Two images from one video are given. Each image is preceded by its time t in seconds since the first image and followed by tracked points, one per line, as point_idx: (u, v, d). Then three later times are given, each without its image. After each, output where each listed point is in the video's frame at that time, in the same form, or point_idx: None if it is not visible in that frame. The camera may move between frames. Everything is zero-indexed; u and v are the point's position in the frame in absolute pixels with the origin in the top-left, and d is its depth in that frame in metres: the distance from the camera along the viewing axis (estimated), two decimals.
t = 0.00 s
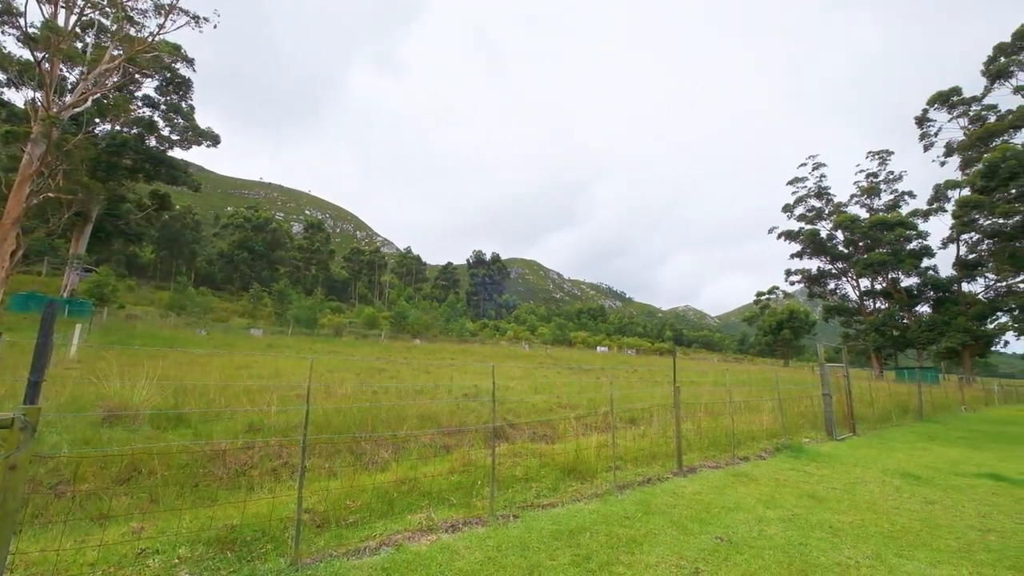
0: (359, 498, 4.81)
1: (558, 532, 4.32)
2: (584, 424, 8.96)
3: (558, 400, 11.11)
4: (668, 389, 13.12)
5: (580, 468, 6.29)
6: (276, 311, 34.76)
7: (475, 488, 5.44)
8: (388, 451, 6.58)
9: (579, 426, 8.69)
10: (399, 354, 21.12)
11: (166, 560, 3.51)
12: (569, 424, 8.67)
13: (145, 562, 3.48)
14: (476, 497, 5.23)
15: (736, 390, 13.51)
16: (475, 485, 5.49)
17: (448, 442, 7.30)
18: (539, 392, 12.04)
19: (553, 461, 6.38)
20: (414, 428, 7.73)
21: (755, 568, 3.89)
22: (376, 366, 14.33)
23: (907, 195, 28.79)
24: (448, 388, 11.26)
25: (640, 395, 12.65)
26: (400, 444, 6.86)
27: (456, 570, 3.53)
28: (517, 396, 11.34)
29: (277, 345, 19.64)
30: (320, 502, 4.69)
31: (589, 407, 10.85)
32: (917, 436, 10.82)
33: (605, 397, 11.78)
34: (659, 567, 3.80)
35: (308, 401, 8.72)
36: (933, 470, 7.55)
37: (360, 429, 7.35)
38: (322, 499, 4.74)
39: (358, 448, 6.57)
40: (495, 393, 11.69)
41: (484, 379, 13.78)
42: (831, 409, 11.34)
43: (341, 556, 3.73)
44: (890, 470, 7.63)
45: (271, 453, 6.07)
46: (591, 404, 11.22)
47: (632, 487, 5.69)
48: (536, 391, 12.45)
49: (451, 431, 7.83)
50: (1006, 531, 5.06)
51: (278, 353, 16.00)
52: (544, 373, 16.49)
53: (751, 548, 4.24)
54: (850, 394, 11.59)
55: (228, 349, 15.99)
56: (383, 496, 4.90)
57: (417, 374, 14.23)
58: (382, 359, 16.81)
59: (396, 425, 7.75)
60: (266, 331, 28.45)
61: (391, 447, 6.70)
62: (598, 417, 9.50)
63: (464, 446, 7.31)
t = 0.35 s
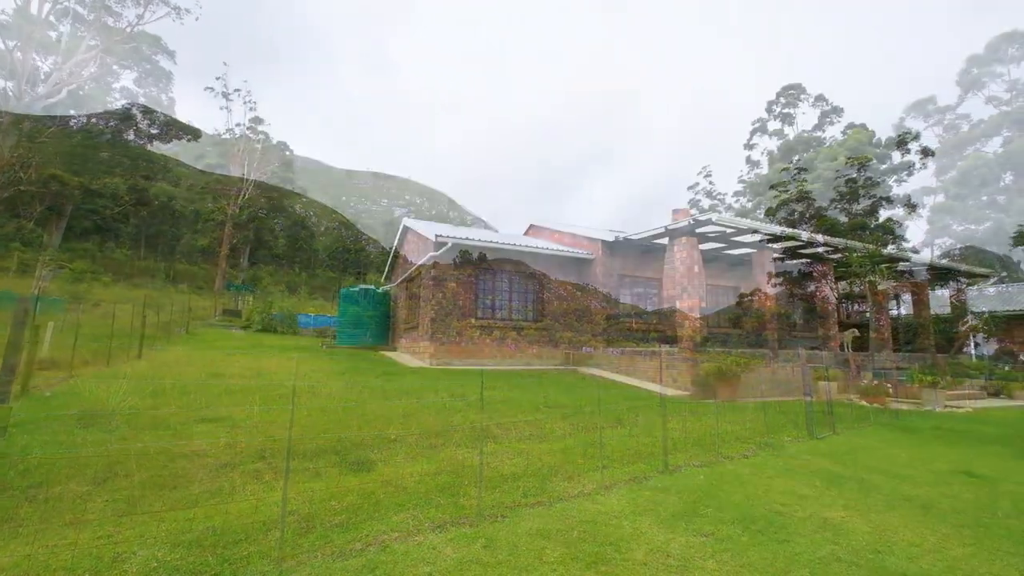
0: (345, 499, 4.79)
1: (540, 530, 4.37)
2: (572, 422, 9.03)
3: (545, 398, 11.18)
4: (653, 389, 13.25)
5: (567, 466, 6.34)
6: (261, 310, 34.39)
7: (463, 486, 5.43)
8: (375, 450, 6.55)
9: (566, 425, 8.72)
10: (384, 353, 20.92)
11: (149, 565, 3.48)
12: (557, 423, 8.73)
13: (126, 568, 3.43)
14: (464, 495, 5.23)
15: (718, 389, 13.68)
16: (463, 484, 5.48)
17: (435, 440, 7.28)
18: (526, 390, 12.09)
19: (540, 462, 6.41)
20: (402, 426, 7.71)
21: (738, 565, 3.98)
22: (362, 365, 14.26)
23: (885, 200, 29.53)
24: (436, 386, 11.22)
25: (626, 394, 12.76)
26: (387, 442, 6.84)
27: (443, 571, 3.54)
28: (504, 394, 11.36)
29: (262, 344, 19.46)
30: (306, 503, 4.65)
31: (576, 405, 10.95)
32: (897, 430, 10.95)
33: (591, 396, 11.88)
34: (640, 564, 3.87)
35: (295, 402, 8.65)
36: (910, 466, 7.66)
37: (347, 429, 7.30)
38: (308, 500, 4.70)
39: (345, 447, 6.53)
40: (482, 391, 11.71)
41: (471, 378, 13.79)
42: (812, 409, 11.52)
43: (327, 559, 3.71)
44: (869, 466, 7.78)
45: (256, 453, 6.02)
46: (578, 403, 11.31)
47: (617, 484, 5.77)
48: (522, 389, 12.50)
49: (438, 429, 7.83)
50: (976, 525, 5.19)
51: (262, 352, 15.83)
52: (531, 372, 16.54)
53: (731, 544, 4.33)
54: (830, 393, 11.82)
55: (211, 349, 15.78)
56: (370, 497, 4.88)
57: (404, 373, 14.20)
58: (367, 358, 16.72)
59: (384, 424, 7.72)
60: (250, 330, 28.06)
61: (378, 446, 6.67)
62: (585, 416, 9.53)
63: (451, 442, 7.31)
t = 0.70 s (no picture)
0: (330, 501, 4.74)
1: (523, 529, 4.42)
2: (556, 420, 9.08)
3: (532, 396, 11.21)
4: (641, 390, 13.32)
5: (551, 463, 6.38)
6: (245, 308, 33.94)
7: (446, 483, 5.42)
8: (361, 448, 6.49)
9: (553, 423, 8.76)
10: (371, 352, 20.81)
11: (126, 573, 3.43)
12: (543, 421, 8.75)
13: None
14: (449, 491, 5.24)
15: (702, 388, 13.83)
16: (447, 482, 5.46)
17: (421, 437, 7.21)
18: (513, 390, 12.07)
19: (525, 461, 6.44)
20: (387, 425, 7.66)
21: (720, 563, 4.06)
22: (347, 365, 14.15)
23: (863, 204, 30.51)
24: (423, 387, 11.17)
25: (611, 394, 12.84)
26: (373, 441, 6.81)
27: None
28: (491, 393, 11.35)
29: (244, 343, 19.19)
30: (290, 506, 4.61)
31: (562, 402, 10.99)
32: (873, 425, 11.20)
33: (578, 394, 11.94)
34: (622, 564, 3.94)
35: (279, 403, 8.59)
36: (884, 461, 7.85)
37: (332, 429, 7.26)
38: (291, 504, 4.66)
39: (329, 446, 6.47)
40: (468, 389, 11.66)
41: (457, 378, 13.73)
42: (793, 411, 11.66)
43: (308, 563, 3.68)
44: (845, 458, 7.96)
45: (238, 454, 5.94)
46: (565, 400, 11.36)
47: (600, 481, 5.85)
48: (509, 388, 12.48)
49: (424, 428, 7.75)
50: (947, 520, 5.32)
51: (246, 351, 15.60)
52: (517, 370, 16.56)
53: (712, 541, 4.42)
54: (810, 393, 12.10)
55: (193, 349, 15.55)
56: (354, 498, 4.85)
57: (390, 372, 14.11)
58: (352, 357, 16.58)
59: (369, 424, 7.67)
60: (233, 329, 27.71)
61: (365, 444, 6.62)
62: (569, 414, 9.59)
63: (439, 438, 7.24)
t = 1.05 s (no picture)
0: (311, 503, 4.70)
1: (506, 529, 4.41)
2: (541, 420, 9.08)
3: (517, 396, 11.22)
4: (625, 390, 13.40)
5: (535, 464, 6.38)
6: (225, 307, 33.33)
7: (428, 484, 5.39)
8: (344, 449, 6.42)
9: (538, 423, 8.76)
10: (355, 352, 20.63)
11: None
12: (528, 422, 8.75)
13: None
14: (432, 491, 5.22)
15: (685, 387, 14.00)
16: (430, 482, 5.43)
17: (404, 438, 7.15)
18: (498, 390, 12.06)
19: (509, 461, 6.44)
20: (371, 426, 7.59)
21: (699, 560, 4.12)
22: (330, 366, 14.00)
23: (843, 208, 31.14)
24: (407, 387, 11.09)
25: (596, 393, 12.90)
26: (355, 442, 6.74)
27: None
28: (475, 393, 11.31)
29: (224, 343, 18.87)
30: (269, 507, 4.55)
31: (546, 403, 11.00)
32: (850, 423, 11.42)
33: (562, 394, 11.98)
34: (605, 562, 3.96)
35: (260, 404, 8.47)
36: (860, 459, 8.01)
37: (314, 430, 7.17)
38: (271, 505, 4.60)
39: (310, 446, 6.38)
40: (453, 389, 11.61)
41: (441, 378, 13.66)
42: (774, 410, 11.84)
43: (288, 564, 3.65)
44: (823, 456, 8.10)
45: (217, 455, 5.84)
46: (550, 400, 11.39)
47: (584, 481, 5.87)
48: (494, 388, 12.45)
49: (408, 429, 7.69)
50: (919, 515, 5.46)
51: (226, 351, 15.33)
52: (502, 370, 16.55)
53: (693, 538, 4.47)
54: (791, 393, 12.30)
55: (171, 348, 15.24)
56: (335, 500, 4.80)
57: (373, 372, 13.98)
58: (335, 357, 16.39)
59: (352, 425, 7.59)
60: (214, 328, 27.23)
61: (347, 445, 6.56)
62: (554, 414, 9.60)
63: (423, 439, 7.19)
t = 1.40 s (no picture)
0: (289, 504, 4.64)
1: (487, 529, 4.41)
2: (525, 421, 9.08)
3: (501, 397, 11.20)
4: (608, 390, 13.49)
5: (518, 463, 6.38)
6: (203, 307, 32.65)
7: (409, 484, 5.36)
8: (324, 450, 6.34)
9: (522, 424, 8.75)
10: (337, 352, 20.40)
11: None
12: (512, 422, 8.74)
13: None
14: (412, 492, 5.18)
15: (667, 387, 14.16)
16: (411, 483, 5.40)
17: (386, 438, 7.09)
18: (481, 390, 12.02)
19: (492, 461, 6.42)
20: (351, 427, 7.50)
21: (677, 556, 4.17)
22: (311, 365, 13.81)
23: (821, 211, 31.77)
24: (390, 387, 11.01)
25: (579, 393, 12.96)
26: (336, 443, 6.65)
27: None
28: (459, 394, 11.26)
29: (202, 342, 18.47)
30: (246, 510, 4.48)
31: (529, 403, 11.02)
32: (826, 421, 11.67)
33: (545, 395, 12.01)
34: (585, 560, 3.98)
35: (239, 405, 8.32)
36: (835, 456, 8.19)
37: (294, 431, 7.07)
38: (247, 507, 4.53)
39: (290, 448, 6.29)
40: (435, 389, 11.56)
41: (424, 378, 13.58)
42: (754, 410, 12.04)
43: (263, 567, 3.59)
44: (802, 454, 8.25)
45: (193, 457, 5.72)
46: (533, 400, 11.40)
47: (566, 480, 5.89)
48: (476, 388, 12.42)
49: (389, 429, 7.63)
50: (890, 511, 5.61)
51: (203, 351, 15.03)
52: (485, 370, 16.52)
53: (671, 536, 4.53)
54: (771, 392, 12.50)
55: (146, 348, 14.88)
56: (313, 501, 4.75)
57: (355, 373, 13.84)
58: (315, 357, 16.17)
59: (333, 425, 7.51)
60: (191, 328, 26.69)
61: (327, 446, 6.48)
62: (537, 414, 9.61)
63: (405, 439, 7.14)
